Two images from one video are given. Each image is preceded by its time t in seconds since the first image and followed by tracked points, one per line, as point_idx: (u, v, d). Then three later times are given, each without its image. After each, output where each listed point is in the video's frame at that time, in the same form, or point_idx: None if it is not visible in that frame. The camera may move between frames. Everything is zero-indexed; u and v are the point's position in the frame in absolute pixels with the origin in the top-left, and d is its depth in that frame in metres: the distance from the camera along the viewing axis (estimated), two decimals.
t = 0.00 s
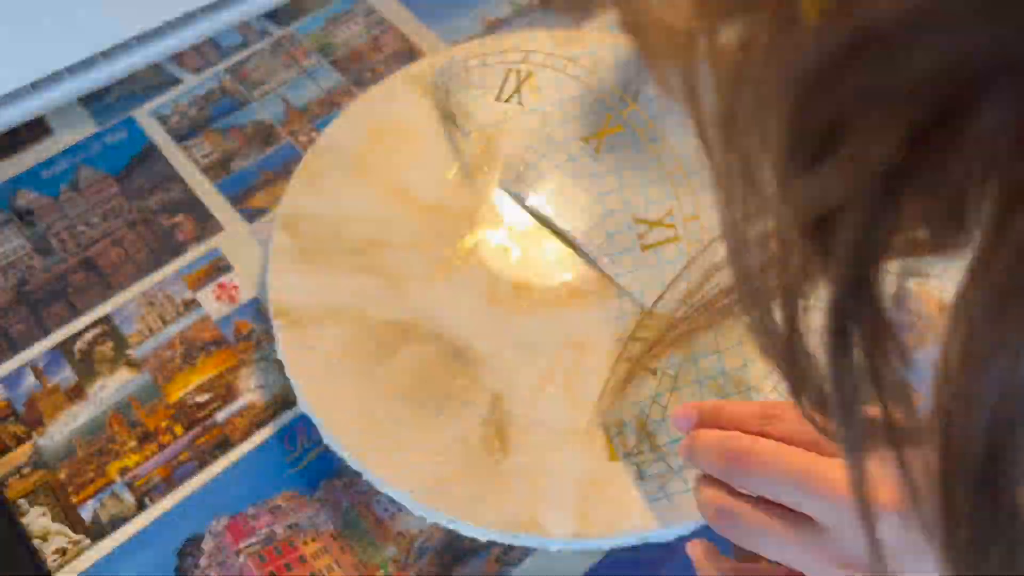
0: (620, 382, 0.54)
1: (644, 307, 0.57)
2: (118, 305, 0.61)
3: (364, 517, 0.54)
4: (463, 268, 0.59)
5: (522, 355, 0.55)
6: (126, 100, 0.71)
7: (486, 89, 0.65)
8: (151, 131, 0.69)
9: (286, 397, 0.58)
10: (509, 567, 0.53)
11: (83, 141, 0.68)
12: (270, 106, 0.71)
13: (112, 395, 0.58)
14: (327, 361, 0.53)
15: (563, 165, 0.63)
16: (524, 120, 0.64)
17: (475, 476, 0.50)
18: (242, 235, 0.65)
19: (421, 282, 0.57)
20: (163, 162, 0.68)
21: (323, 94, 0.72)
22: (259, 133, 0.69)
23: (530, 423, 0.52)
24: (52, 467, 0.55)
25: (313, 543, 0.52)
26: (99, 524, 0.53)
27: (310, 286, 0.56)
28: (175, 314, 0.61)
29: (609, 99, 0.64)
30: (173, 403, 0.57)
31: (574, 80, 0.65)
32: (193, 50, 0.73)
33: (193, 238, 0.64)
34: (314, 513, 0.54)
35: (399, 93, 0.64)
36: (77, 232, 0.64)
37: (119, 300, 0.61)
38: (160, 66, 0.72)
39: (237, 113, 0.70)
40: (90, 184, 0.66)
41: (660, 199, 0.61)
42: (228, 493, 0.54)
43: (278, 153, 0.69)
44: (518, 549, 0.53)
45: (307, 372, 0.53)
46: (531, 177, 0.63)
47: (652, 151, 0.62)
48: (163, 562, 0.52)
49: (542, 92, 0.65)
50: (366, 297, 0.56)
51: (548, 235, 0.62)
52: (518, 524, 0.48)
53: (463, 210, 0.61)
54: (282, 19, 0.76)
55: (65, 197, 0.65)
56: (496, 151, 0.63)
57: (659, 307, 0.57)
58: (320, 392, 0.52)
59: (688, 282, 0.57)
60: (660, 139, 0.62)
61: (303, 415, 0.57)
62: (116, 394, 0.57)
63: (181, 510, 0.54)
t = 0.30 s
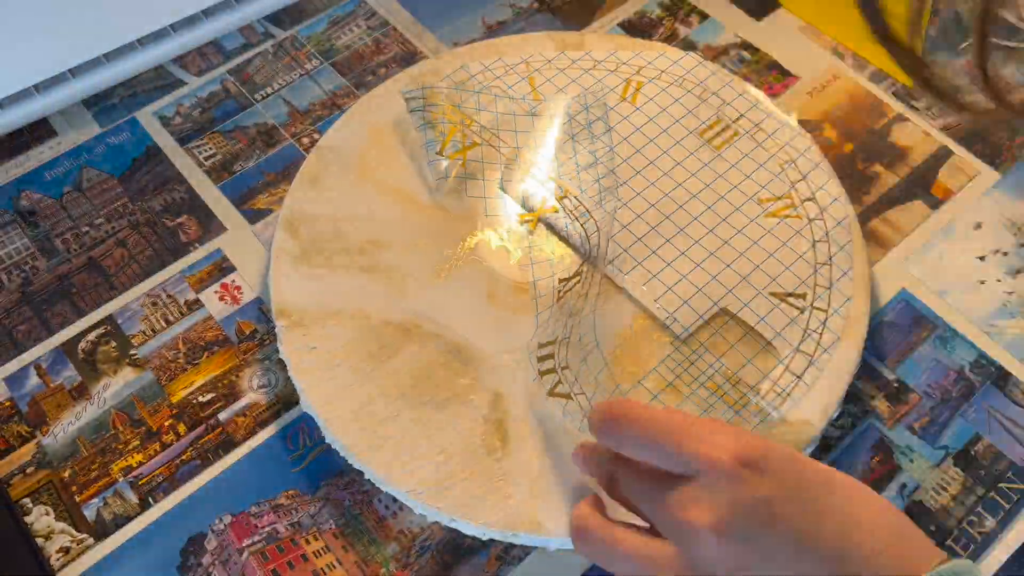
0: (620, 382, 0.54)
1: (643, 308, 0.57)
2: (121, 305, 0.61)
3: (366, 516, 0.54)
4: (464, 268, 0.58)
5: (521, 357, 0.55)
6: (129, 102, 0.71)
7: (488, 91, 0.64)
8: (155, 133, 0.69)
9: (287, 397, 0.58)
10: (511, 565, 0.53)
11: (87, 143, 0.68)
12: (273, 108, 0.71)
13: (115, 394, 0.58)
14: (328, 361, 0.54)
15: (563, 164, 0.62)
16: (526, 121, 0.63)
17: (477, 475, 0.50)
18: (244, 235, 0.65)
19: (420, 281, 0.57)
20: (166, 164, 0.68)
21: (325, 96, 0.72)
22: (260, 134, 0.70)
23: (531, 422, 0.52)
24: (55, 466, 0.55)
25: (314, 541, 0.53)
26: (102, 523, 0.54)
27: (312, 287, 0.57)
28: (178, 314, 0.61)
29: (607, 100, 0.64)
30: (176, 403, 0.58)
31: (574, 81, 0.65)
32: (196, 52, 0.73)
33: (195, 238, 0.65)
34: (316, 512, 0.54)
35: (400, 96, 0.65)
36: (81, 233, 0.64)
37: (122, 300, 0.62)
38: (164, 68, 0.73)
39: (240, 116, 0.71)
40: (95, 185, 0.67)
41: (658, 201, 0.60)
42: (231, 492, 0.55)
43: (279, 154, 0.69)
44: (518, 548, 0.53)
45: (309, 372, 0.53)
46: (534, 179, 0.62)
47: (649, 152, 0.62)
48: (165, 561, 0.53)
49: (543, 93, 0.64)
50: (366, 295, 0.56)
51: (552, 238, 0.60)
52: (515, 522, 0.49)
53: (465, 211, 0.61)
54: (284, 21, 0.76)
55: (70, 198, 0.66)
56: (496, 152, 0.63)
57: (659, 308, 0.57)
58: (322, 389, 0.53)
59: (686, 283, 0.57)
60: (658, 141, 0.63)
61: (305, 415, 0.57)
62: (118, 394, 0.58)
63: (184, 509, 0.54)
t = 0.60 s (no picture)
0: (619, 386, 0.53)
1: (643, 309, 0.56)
2: (107, 307, 0.60)
3: (360, 524, 0.53)
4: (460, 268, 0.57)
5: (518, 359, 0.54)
6: (114, 97, 0.69)
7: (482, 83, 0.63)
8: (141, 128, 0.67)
9: (278, 400, 0.57)
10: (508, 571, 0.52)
11: (71, 139, 0.66)
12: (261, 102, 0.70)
13: (101, 398, 0.57)
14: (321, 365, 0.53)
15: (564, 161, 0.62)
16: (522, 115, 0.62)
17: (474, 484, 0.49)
18: (234, 233, 0.64)
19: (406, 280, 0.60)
20: (152, 161, 0.66)
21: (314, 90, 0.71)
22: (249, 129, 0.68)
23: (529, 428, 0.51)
24: (40, 472, 0.54)
25: (307, 551, 0.52)
26: (88, 531, 0.52)
27: (304, 288, 0.61)
28: (165, 315, 0.60)
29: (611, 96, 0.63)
30: (164, 407, 0.56)
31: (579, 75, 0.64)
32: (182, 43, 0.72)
33: (182, 237, 0.64)
34: (310, 520, 0.53)
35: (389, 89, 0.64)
36: (66, 232, 0.63)
37: (107, 301, 0.60)
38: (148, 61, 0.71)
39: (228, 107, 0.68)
40: (81, 182, 0.65)
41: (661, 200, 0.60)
42: (222, 501, 0.53)
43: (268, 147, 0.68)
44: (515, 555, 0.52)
45: (299, 375, 0.57)
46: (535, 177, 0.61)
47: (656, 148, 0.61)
48: (154, 570, 0.52)
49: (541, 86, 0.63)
50: (353, 297, 0.60)
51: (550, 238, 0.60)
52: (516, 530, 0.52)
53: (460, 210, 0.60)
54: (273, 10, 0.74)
55: (54, 195, 0.64)
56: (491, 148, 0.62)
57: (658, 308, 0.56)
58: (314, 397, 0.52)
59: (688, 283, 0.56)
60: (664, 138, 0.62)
61: (298, 420, 0.56)
62: (105, 397, 0.57)
63: (174, 518, 0.53)
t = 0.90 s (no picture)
0: (620, 383, 0.54)
1: (644, 308, 0.57)
2: (120, 306, 0.61)
3: (366, 515, 0.54)
4: (463, 267, 0.59)
5: (523, 356, 0.55)
6: (126, 102, 0.71)
7: (487, 90, 0.65)
8: (152, 132, 0.70)
9: (287, 397, 0.58)
10: (509, 564, 0.53)
11: (84, 143, 0.69)
12: (271, 108, 0.71)
13: (116, 394, 0.58)
14: (328, 362, 0.53)
15: (563, 163, 0.63)
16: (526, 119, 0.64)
17: (477, 476, 0.50)
18: (242, 234, 0.65)
19: (421, 283, 0.57)
20: (165, 163, 0.68)
21: (324, 95, 0.72)
22: (259, 134, 0.70)
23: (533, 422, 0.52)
24: (55, 466, 0.55)
25: (315, 541, 0.52)
26: (101, 524, 0.53)
27: (309, 285, 0.56)
28: (177, 313, 0.61)
29: (608, 103, 0.65)
30: (175, 403, 0.57)
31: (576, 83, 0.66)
32: (195, 50, 0.74)
33: (194, 239, 0.65)
34: (315, 513, 0.54)
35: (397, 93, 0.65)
36: (80, 232, 0.64)
37: (121, 302, 0.62)
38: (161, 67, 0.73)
39: (239, 115, 0.71)
40: (94, 184, 0.67)
41: (659, 201, 0.62)
42: (231, 494, 0.54)
43: (279, 153, 0.69)
44: (517, 549, 0.53)
45: (308, 373, 0.53)
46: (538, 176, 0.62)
47: (651, 152, 0.63)
48: (165, 562, 0.52)
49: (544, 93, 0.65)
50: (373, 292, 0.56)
51: (553, 235, 0.61)
52: (516, 525, 0.48)
53: (465, 210, 0.62)
54: (284, 21, 0.77)
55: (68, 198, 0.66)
56: (494, 153, 0.64)
57: (659, 307, 0.57)
58: (322, 392, 0.52)
59: (687, 283, 0.57)
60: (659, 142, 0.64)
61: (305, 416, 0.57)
62: (118, 394, 0.58)
63: (184, 511, 0.54)
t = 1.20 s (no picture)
0: (618, 382, 0.54)
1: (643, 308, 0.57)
2: (120, 305, 0.61)
3: (364, 513, 0.54)
4: (463, 267, 0.59)
5: (522, 356, 0.55)
6: (127, 101, 0.71)
7: (487, 90, 0.65)
8: (153, 132, 0.70)
9: (287, 397, 0.58)
10: (509, 564, 0.53)
11: (84, 143, 0.69)
12: (271, 108, 0.71)
13: (115, 394, 0.58)
14: (327, 361, 0.53)
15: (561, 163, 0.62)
16: (525, 119, 0.64)
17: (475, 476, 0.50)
18: (242, 234, 0.65)
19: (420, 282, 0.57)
20: (165, 163, 0.68)
21: (323, 95, 0.72)
22: (259, 134, 0.70)
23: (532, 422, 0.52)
24: (54, 466, 0.55)
25: (314, 540, 0.52)
26: (101, 523, 0.53)
27: (308, 286, 0.56)
28: (177, 313, 0.61)
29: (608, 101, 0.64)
30: (175, 403, 0.57)
31: (575, 81, 0.66)
32: (195, 51, 0.74)
33: (194, 239, 0.65)
34: (315, 512, 0.54)
35: (397, 92, 0.65)
36: (79, 232, 0.64)
37: (120, 301, 0.62)
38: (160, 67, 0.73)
39: (239, 114, 0.71)
40: (93, 183, 0.67)
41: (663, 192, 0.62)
42: (231, 493, 0.55)
43: (278, 153, 0.69)
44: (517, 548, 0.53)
45: (307, 373, 0.53)
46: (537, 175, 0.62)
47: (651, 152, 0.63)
48: (163, 562, 0.52)
49: (543, 93, 0.65)
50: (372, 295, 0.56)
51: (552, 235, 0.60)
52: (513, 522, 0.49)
53: (465, 210, 0.61)
54: (284, 20, 0.77)
55: (67, 197, 0.66)
56: (495, 152, 0.63)
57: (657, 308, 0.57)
58: (319, 391, 0.52)
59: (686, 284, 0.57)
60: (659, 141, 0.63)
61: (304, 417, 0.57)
62: (117, 393, 0.58)
63: (184, 510, 0.54)
